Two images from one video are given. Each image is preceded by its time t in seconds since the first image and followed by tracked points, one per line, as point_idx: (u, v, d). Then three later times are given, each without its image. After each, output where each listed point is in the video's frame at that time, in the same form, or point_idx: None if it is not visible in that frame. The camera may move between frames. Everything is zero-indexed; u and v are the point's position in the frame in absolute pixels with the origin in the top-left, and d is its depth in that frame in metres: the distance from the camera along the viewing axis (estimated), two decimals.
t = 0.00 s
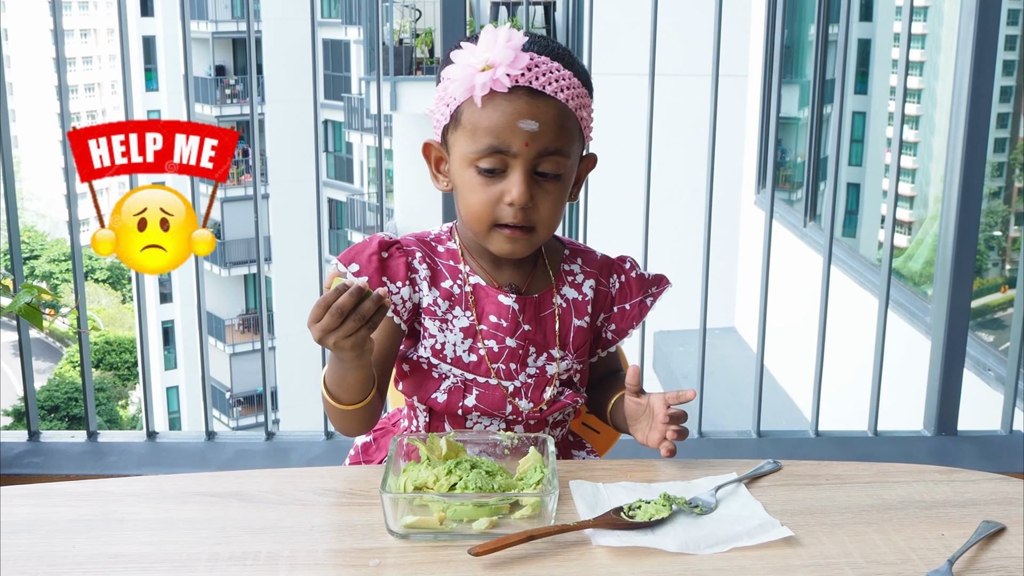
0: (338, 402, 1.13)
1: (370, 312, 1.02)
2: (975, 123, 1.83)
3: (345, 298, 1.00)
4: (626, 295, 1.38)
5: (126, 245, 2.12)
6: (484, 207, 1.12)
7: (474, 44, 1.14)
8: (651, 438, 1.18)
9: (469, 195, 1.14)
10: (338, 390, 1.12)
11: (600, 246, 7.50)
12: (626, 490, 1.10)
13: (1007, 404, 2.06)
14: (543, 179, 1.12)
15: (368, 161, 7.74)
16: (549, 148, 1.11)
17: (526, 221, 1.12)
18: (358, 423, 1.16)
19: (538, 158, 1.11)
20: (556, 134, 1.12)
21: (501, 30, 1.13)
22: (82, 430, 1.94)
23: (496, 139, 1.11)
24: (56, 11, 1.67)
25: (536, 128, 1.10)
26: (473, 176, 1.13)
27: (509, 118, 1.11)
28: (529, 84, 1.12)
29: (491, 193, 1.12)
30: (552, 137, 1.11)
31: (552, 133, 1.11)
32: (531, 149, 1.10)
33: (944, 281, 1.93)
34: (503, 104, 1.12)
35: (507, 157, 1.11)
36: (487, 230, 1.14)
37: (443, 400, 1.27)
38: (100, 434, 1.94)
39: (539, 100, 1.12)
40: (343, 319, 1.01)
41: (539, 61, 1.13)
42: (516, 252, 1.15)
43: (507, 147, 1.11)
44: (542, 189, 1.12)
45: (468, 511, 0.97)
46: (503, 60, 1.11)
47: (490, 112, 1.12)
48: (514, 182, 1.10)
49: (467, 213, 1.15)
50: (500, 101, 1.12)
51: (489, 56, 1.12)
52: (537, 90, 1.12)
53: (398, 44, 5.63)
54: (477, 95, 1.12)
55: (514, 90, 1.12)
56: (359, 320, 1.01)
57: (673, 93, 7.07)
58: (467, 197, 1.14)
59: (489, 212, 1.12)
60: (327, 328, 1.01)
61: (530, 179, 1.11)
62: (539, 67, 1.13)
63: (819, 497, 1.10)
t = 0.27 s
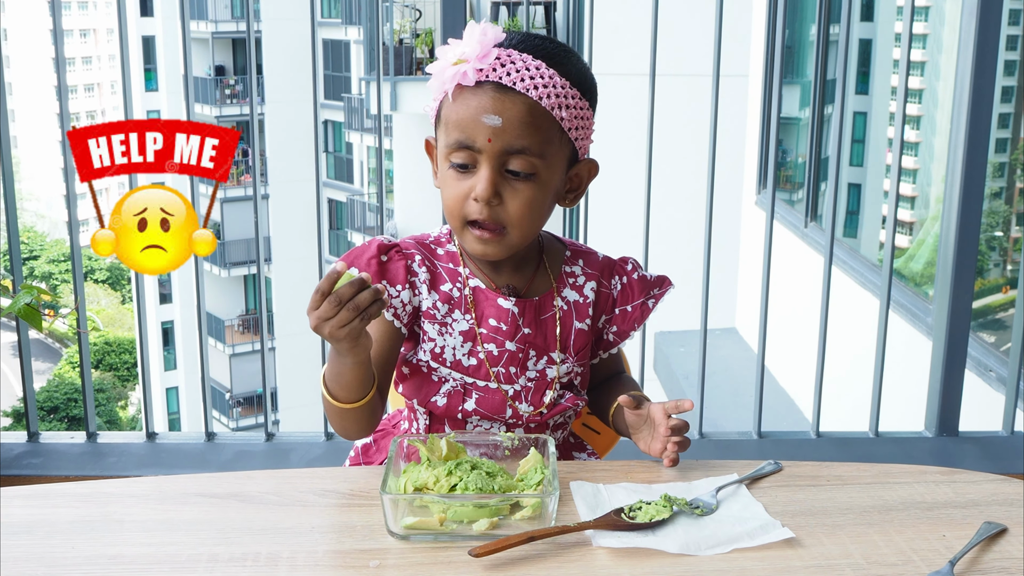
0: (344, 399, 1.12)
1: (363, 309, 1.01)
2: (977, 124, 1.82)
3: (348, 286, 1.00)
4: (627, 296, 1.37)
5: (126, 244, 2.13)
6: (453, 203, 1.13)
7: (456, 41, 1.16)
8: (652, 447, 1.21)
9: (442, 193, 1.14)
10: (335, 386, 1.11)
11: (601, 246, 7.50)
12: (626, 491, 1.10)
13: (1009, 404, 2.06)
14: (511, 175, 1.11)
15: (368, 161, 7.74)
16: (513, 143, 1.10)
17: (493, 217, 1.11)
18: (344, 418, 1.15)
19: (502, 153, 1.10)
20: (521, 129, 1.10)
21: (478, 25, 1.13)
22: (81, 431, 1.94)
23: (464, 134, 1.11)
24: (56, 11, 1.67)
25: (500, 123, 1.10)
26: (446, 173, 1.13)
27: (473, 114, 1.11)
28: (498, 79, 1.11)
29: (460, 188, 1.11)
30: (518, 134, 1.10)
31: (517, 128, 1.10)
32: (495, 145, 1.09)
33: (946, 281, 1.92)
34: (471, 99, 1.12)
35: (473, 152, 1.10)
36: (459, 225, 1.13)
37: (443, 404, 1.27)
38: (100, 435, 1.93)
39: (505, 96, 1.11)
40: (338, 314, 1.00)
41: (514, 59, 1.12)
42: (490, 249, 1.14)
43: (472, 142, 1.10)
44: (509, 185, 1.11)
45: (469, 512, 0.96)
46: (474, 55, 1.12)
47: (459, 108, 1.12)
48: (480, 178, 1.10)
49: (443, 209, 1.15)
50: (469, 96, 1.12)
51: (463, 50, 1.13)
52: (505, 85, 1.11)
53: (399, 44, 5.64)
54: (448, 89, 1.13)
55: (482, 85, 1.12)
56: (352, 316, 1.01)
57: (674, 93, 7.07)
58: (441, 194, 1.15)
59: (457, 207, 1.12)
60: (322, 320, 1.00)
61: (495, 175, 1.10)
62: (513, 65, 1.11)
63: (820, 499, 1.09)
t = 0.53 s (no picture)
0: (349, 402, 1.12)
1: (386, 313, 1.01)
2: (978, 124, 1.82)
3: (377, 285, 1.01)
4: (630, 299, 1.37)
5: (126, 244, 2.12)
6: (452, 204, 1.13)
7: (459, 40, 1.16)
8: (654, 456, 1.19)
9: (442, 192, 1.14)
10: (341, 388, 1.11)
11: (601, 246, 7.50)
12: (627, 492, 1.09)
13: (1011, 405, 2.05)
14: (511, 177, 1.10)
15: (368, 161, 7.74)
16: (512, 145, 1.09)
17: (492, 219, 1.11)
18: (345, 421, 1.15)
19: (501, 156, 1.09)
20: (521, 132, 1.10)
21: (480, 24, 1.13)
22: (80, 432, 1.94)
23: (462, 136, 1.10)
24: (56, 11, 1.66)
25: (499, 126, 1.09)
26: (446, 174, 1.13)
27: (472, 114, 1.10)
28: (498, 80, 1.11)
29: (458, 190, 1.11)
30: (516, 137, 1.10)
31: (516, 131, 1.09)
32: (493, 148, 1.09)
33: (947, 281, 1.92)
34: (471, 100, 1.11)
35: (471, 155, 1.10)
36: (458, 226, 1.14)
37: (444, 406, 1.27)
38: (99, 436, 1.93)
39: (505, 98, 1.10)
40: (363, 312, 1.01)
41: (515, 61, 1.11)
42: (489, 250, 1.14)
43: (470, 144, 1.10)
44: (508, 188, 1.10)
45: (469, 513, 0.96)
46: (475, 55, 1.11)
47: (460, 109, 1.12)
48: (478, 180, 1.10)
49: (443, 209, 1.15)
50: (469, 97, 1.11)
51: (465, 49, 1.13)
52: (505, 87, 1.10)
53: (399, 44, 5.65)
54: (449, 89, 1.13)
55: (482, 86, 1.11)
56: (375, 316, 1.01)
57: (674, 93, 7.07)
58: (441, 193, 1.15)
59: (456, 208, 1.12)
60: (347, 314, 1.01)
61: (493, 178, 1.09)
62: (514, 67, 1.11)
63: (821, 500, 1.09)
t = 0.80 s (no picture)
0: (356, 386, 1.13)
1: (396, 301, 1.02)
2: (979, 124, 1.82)
3: (394, 270, 1.02)
4: (629, 296, 1.37)
5: (126, 244, 2.13)
6: (455, 219, 1.13)
7: (467, 52, 1.12)
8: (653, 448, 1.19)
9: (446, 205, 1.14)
10: (350, 368, 1.12)
11: (602, 246, 7.49)
12: (627, 493, 1.09)
13: (1012, 406, 2.05)
14: (516, 202, 1.11)
15: (368, 162, 7.73)
16: (519, 175, 1.09)
17: (495, 239, 1.12)
18: (351, 405, 1.16)
19: (508, 184, 1.09)
20: (528, 162, 1.09)
21: (489, 46, 1.10)
22: (80, 433, 1.93)
23: (469, 160, 1.09)
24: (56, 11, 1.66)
25: (505, 155, 1.08)
26: (450, 191, 1.13)
27: (479, 141, 1.09)
28: (507, 106, 1.09)
29: (464, 208, 1.12)
30: (523, 166, 1.09)
31: (523, 160, 1.09)
32: (499, 176, 1.08)
33: (948, 282, 1.92)
34: (477, 125, 1.09)
35: (477, 179, 1.09)
36: (463, 239, 1.15)
37: (445, 398, 1.26)
38: (99, 436, 1.93)
39: (513, 127, 1.09)
40: (378, 295, 1.02)
41: (525, 84, 1.10)
42: (490, 262, 1.16)
43: (476, 170, 1.09)
44: (512, 211, 1.11)
45: (469, 514, 0.95)
46: (486, 78, 1.09)
47: (466, 132, 1.10)
48: (483, 202, 1.10)
49: (446, 220, 1.16)
50: (475, 122, 1.10)
51: (473, 69, 1.10)
52: (514, 113, 1.09)
53: (399, 44, 5.64)
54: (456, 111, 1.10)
55: (490, 111, 1.09)
56: (387, 301, 1.02)
57: (675, 94, 7.06)
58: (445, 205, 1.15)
59: (461, 224, 1.13)
60: (360, 294, 1.02)
61: (499, 202, 1.09)
62: (523, 92, 1.09)
63: (822, 501, 1.08)
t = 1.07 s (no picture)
0: (370, 391, 1.12)
1: (414, 313, 1.00)
2: (980, 125, 1.82)
3: (414, 282, 1.00)
4: (633, 297, 1.37)
5: (126, 244, 2.13)
6: (455, 213, 1.13)
7: (462, 49, 1.13)
8: (666, 434, 1.13)
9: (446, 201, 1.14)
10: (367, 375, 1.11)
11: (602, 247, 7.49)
12: (628, 494, 1.08)
13: (1014, 406, 2.04)
14: (516, 193, 1.10)
15: (368, 162, 7.73)
16: (517, 165, 1.09)
17: (497, 231, 1.11)
18: (365, 406, 1.15)
19: (507, 175, 1.09)
20: (526, 151, 1.09)
21: (482, 39, 1.11)
22: (79, 434, 1.93)
23: (468, 153, 1.09)
24: (55, 11, 1.66)
25: (503, 146, 1.08)
26: (449, 186, 1.13)
27: (477, 133, 1.09)
28: (503, 97, 1.09)
29: (464, 202, 1.11)
30: (522, 156, 1.09)
31: (521, 150, 1.08)
32: (498, 167, 1.08)
33: (950, 281, 1.91)
34: (475, 118, 1.10)
35: (477, 171, 1.09)
36: (464, 235, 1.14)
37: (449, 400, 1.26)
38: (99, 437, 1.93)
39: (510, 118, 1.09)
40: (398, 306, 1.00)
41: (520, 77, 1.10)
42: (491, 257, 1.14)
43: (475, 162, 1.09)
44: (512, 203, 1.10)
45: (470, 515, 0.95)
46: (479, 71, 1.09)
47: (464, 126, 1.10)
48: (484, 194, 1.09)
49: (447, 217, 1.15)
50: (473, 114, 1.10)
51: (468, 64, 1.10)
52: (511, 104, 1.09)
53: (399, 44, 5.63)
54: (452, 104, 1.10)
55: (487, 103, 1.10)
56: (404, 313, 1.00)
57: (675, 94, 7.05)
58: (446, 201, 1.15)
59: (462, 218, 1.12)
60: (380, 301, 1.00)
61: (499, 193, 1.09)
62: (518, 84, 1.09)
63: (823, 502, 1.08)
